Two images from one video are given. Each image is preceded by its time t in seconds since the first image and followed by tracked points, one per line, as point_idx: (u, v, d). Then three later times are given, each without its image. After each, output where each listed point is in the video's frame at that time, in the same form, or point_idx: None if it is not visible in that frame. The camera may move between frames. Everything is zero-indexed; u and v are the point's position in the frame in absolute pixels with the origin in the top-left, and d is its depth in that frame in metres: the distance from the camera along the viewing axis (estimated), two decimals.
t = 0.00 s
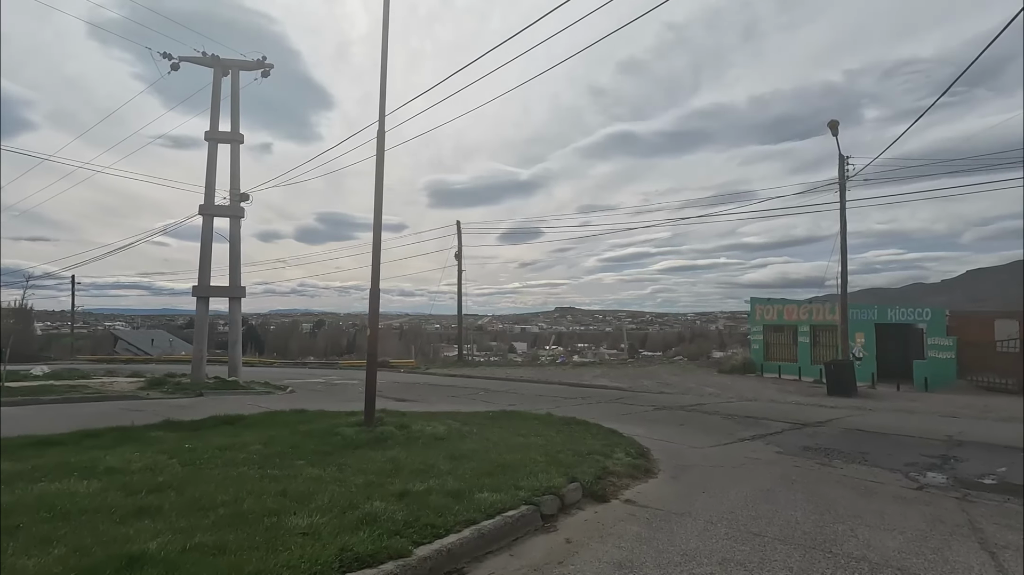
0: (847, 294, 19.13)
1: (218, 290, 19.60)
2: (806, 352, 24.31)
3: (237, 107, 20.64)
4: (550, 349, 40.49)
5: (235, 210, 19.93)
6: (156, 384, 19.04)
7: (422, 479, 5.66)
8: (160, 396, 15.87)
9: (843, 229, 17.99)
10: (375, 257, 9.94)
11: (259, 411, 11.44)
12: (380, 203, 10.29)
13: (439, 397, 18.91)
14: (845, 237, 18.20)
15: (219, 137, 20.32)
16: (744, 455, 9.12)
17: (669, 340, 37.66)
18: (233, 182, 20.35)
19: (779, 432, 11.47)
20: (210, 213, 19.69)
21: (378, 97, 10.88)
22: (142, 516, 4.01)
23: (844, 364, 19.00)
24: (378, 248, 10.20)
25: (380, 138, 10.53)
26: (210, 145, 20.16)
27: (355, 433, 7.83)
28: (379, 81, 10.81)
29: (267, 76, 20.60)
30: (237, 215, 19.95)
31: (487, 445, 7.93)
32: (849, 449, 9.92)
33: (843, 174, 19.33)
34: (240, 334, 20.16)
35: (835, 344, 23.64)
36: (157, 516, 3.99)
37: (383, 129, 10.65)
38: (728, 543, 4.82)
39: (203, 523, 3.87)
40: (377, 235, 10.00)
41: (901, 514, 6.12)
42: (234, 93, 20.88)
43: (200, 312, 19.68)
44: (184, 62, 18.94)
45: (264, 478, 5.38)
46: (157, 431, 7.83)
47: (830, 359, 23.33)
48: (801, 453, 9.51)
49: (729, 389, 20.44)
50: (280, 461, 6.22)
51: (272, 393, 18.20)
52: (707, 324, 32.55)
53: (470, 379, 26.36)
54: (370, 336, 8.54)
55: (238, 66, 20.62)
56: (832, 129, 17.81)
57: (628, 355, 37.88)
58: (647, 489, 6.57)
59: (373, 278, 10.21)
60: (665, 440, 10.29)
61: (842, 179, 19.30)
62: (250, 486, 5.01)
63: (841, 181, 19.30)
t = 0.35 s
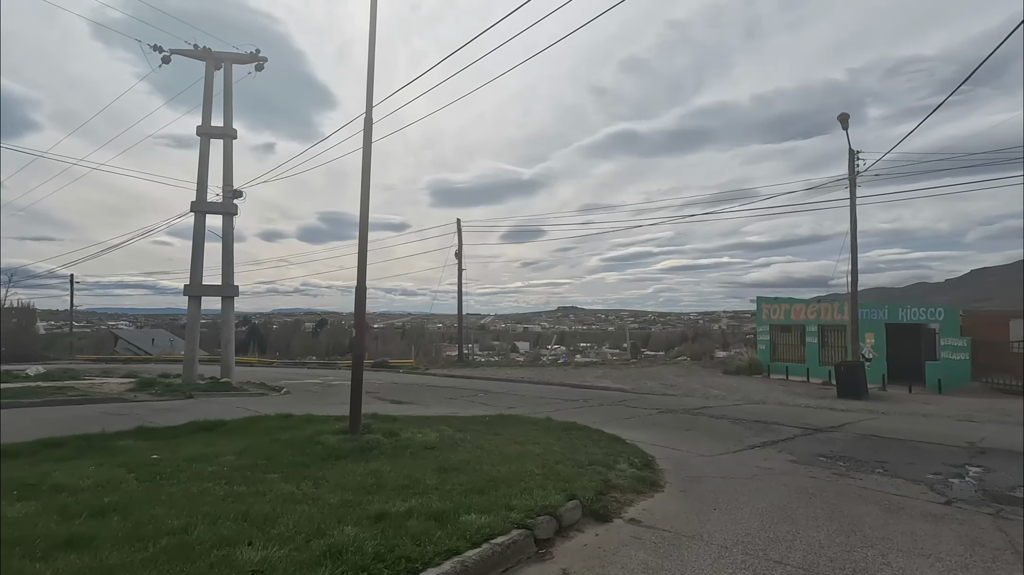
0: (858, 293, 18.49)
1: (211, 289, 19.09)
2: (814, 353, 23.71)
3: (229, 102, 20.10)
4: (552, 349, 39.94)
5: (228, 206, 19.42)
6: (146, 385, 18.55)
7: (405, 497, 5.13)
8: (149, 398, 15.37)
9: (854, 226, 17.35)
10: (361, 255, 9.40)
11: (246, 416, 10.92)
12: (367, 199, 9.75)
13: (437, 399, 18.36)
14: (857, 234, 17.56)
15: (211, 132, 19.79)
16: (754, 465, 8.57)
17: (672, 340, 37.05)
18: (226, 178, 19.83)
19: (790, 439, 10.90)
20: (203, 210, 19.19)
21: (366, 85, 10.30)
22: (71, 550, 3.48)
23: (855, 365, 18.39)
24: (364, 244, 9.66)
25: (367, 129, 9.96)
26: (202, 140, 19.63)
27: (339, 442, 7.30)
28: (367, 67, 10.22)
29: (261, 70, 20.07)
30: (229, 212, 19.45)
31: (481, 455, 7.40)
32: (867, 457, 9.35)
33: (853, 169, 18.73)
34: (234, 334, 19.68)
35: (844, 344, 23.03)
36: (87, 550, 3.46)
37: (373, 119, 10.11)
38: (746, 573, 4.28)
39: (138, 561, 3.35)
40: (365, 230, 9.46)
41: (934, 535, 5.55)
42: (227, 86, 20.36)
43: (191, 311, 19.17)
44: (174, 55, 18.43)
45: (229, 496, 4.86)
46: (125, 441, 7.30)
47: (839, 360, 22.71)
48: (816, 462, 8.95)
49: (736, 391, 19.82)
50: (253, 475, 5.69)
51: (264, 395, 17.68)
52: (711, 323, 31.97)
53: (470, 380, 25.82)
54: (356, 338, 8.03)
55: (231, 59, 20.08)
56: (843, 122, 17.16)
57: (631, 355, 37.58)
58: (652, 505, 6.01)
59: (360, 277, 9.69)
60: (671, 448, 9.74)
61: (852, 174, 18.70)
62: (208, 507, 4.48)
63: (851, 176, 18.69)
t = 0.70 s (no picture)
0: (864, 290, 17.94)
1: (199, 285, 18.56)
2: (818, 352, 23.14)
3: (218, 94, 19.57)
4: (552, 348, 39.36)
5: (217, 201, 18.90)
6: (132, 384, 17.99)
7: (377, 509, 4.59)
8: (131, 397, 14.80)
9: (860, 220, 16.81)
10: (341, 248, 8.86)
11: (227, 417, 10.38)
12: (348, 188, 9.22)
13: (431, 399, 17.83)
14: (863, 229, 17.01)
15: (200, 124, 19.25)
16: (763, 469, 8.02)
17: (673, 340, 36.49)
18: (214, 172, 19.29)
19: (798, 441, 10.36)
20: (191, 205, 18.66)
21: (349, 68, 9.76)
22: None
23: (862, 364, 17.82)
24: (344, 235, 9.12)
25: (350, 114, 9.42)
26: (190, 132, 19.10)
27: (316, 445, 6.77)
28: (349, 48, 9.67)
29: (251, 60, 19.53)
30: (218, 206, 18.92)
31: (471, 459, 6.87)
32: (881, 461, 8.81)
33: (859, 162, 18.19)
34: (224, 332, 19.17)
35: (849, 343, 22.47)
36: None
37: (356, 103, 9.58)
38: None
39: None
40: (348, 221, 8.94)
41: (966, 551, 5.00)
42: (216, 78, 19.83)
43: (179, 308, 18.62)
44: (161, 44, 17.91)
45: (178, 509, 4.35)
46: (85, 444, 6.79)
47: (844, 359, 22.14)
48: (828, 467, 8.41)
49: (739, 391, 19.27)
50: (214, 482, 5.18)
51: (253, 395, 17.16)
52: (712, 322, 31.44)
53: (468, 379, 25.29)
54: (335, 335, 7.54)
55: (220, 49, 19.54)
56: (850, 114, 16.62)
57: (632, 355, 35.69)
58: (654, 516, 5.47)
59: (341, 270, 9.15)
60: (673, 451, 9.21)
61: (858, 167, 18.16)
62: (150, 522, 3.97)
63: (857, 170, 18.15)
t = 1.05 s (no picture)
0: (873, 286, 17.37)
1: (188, 282, 18.04)
2: (825, 351, 22.55)
3: (208, 86, 19.04)
4: (553, 347, 38.81)
5: (207, 196, 18.38)
6: (119, 384, 17.46)
7: (350, 529, 4.06)
8: (114, 398, 14.28)
9: (869, 214, 16.23)
10: (321, 240, 8.32)
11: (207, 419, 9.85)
12: (328, 177, 8.66)
13: (427, 400, 17.27)
14: (872, 223, 16.43)
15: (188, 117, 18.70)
16: (777, 476, 7.46)
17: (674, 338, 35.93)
18: (204, 166, 18.77)
19: (811, 444, 9.81)
20: (179, 200, 18.13)
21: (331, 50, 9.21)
22: None
23: (872, 363, 17.20)
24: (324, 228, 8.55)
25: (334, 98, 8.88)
26: (179, 125, 18.58)
27: (292, 452, 6.22)
28: (333, 27, 9.10)
29: (241, 51, 19.00)
30: (208, 201, 18.40)
31: (461, 467, 6.33)
32: (901, 466, 8.27)
33: (868, 154, 17.61)
34: (214, 331, 18.66)
35: (856, 342, 21.86)
36: None
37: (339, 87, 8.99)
38: None
39: None
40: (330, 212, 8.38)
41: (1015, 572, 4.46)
42: (205, 70, 19.28)
43: (167, 306, 18.09)
44: (147, 34, 17.37)
45: (120, 530, 3.82)
46: (42, 450, 6.25)
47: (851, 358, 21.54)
48: (846, 473, 7.86)
49: (744, 391, 18.70)
50: (169, 495, 4.64)
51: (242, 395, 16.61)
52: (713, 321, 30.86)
53: (466, 379, 24.72)
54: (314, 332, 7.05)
55: (210, 40, 19.02)
56: (859, 104, 16.06)
57: (633, 354, 35.03)
58: (662, 530, 4.95)
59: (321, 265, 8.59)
60: (679, 456, 8.67)
61: (867, 160, 17.58)
62: (78, 548, 3.43)
63: (866, 162, 17.55)
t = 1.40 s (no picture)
0: (880, 284, 16.81)
1: (175, 280, 17.52)
2: (830, 351, 21.96)
3: (196, 79, 18.50)
4: (554, 347, 38.29)
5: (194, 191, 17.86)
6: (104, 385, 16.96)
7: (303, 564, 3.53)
8: (93, 400, 13.76)
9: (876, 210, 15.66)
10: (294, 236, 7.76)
11: (181, 425, 9.33)
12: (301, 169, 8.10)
13: (420, 401, 16.75)
14: (880, 219, 15.83)
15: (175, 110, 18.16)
16: (788, 490, 6.92)
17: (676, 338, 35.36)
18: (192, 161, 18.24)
19: (821, 452, 9.25)
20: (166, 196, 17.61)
21: (308, 33, 8.66)
22: None
23: (880, 364, 16.59)
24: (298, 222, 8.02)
25: (310, 84, 8.33)
26: (166, 119, 18.05)
27: (256, 465, 5.67)
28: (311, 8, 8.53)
29: (230, 43, 18.45)
30: (196, 197, 17.87)
31: (442, 482, 5.79)
32: (920, 478, 7.72)
33: (876, 148, 17.01)
34: (202, 331, 18.15)
35: (863, 341, 21.27)
36: None
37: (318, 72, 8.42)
38: None
39: None
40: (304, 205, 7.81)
41: None
42: (193, 62, 18.72)
43: (153, 305, 17.56)
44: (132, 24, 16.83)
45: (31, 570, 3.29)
46: None
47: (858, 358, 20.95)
48: (862, 486, 7.30)
49: (748, 393, 18.16)
50: (105, 520, 4.11)
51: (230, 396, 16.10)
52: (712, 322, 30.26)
53: (464, 379, 24.21)
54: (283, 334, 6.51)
55: (197, 31, 18.47)
56: (867, 96, 15.46)
57: (634, 353, 34.46)
58: (663, 558, 4.41)
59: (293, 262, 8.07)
60: (682, 465, 8.12)
61: (874, 154, 16.99)
62: None
63: (874, 157, 16.97)
